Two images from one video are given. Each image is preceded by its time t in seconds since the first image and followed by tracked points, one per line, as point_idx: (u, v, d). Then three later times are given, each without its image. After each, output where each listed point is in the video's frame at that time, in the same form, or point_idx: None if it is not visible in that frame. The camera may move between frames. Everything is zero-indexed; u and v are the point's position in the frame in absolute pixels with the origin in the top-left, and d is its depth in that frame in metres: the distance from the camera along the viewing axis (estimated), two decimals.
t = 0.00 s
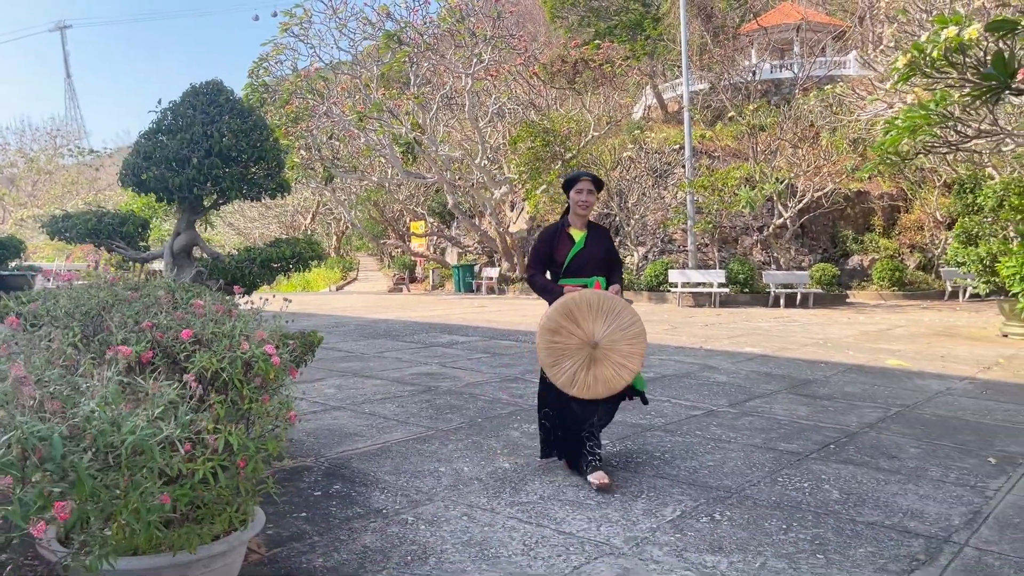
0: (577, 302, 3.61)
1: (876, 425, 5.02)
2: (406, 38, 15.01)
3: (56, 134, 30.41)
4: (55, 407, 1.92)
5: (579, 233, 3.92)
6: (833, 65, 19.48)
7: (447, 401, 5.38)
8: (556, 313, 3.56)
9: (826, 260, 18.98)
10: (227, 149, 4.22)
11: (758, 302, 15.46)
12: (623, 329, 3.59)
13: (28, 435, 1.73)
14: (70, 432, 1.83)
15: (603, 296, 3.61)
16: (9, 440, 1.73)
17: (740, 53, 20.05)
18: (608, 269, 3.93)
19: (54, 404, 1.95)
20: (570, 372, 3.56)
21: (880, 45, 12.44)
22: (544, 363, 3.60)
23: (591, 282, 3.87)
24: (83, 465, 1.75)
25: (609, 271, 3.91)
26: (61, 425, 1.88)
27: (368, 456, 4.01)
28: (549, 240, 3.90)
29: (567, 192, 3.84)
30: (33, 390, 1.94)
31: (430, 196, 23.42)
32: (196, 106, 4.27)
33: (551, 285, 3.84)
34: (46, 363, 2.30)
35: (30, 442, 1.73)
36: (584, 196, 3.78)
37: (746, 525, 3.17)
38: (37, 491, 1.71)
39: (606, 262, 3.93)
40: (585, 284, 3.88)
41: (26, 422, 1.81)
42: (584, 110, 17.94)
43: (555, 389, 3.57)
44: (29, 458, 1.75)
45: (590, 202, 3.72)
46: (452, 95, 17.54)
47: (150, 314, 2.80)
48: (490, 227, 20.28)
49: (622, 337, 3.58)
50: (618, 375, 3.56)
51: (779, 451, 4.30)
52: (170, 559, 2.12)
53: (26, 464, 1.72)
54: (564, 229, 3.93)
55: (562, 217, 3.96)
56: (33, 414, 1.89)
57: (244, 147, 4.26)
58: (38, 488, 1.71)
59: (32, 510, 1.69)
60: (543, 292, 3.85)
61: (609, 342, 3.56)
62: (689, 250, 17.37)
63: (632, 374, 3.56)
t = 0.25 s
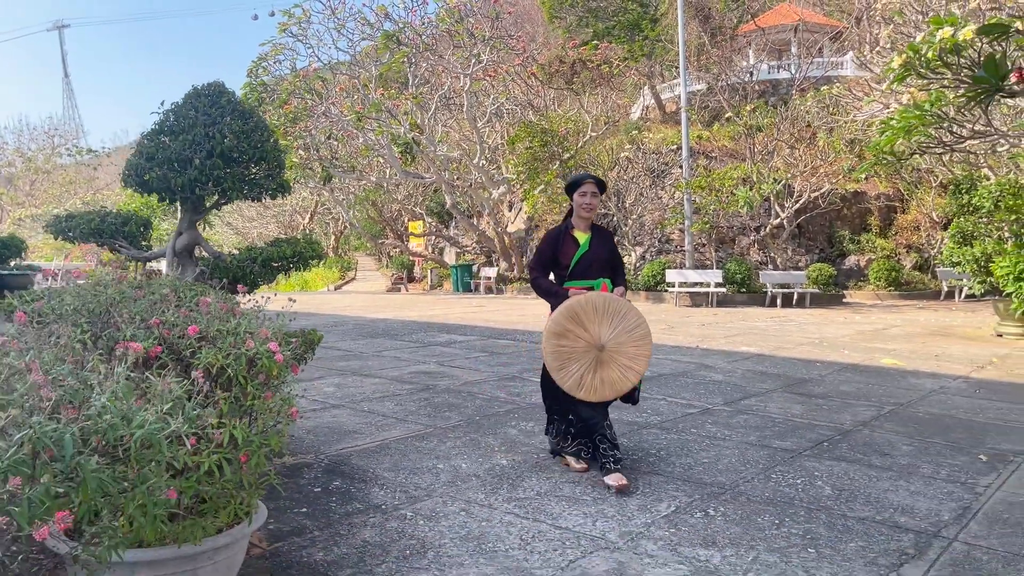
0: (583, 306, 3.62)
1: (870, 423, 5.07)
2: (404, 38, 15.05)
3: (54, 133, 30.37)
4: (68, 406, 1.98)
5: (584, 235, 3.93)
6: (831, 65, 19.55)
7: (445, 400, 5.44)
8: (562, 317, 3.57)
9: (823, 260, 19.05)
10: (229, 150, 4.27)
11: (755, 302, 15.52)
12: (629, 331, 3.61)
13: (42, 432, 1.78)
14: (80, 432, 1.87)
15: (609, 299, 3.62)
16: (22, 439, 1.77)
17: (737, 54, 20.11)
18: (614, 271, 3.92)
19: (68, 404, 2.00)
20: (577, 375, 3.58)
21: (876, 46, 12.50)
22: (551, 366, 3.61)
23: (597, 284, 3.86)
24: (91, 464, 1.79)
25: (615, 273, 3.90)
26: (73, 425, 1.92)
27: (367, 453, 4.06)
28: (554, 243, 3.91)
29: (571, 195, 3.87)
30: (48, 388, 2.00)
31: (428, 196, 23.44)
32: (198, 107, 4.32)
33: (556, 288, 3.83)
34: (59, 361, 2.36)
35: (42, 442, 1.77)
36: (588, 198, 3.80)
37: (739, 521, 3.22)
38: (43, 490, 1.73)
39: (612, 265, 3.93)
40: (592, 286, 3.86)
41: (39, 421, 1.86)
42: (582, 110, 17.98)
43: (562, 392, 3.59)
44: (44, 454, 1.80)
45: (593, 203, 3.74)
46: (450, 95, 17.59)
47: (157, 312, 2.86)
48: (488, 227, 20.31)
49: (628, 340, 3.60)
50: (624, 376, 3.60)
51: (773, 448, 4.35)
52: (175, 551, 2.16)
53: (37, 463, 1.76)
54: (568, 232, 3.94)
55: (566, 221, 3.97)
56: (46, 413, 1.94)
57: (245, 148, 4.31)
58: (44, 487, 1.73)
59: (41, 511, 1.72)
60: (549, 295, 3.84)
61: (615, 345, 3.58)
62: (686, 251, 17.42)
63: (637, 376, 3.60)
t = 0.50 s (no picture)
0: (591, 308, 3.55)
1: (863, 421, 5.13)
2: (402, 39, 15.08)
3: (51, 132, 30.29)
4: (80, 401, 2.03)
5: (588, 236, 3.88)
6: (827, 66, 19.62)
7: (442, 398, 5.49)
8: (572, 319, 3.49)
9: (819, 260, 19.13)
10: (230, 151, 4.32)
11: (752, 301, 15.59)
12: (636, 334, 3.58)
13: (57, 426, 1.83)
14: (92, 428, 1.91)
15: (617, 302, 3.57)
16: (38, 434, 1.81)
17: (734, 55, 20.19)
18: (619, 271, 3.89)
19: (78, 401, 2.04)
20: (585, 379, 3.51)
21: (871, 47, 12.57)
22: (558, 370, 3.53)
23: (605, 285, 3.82)
24: (103, 458, 1.83)
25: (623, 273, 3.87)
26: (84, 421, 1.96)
27: (365, 451, 4.11)
28: (560, 244, 3.82)
29: (573, 196, 3.83)
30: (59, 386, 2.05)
31: (426, 195, 23.47)
32: (200, 109, 4.37)
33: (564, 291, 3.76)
34: (67, 358, 2.40)
35: (57, 437, 1.80)
36: (592, 198, 3.77)
37: (732, 516, 3.28)
38: (58, 485, 1.77)
39: (617, 265, 3.89)
40: (600, 287, 3.81)
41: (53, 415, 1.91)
42: (579, 110, 18.05)
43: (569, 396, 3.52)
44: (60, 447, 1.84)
45: (600, 203, 3.70)
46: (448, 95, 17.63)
47: (161, 309, 2.91)
48: (485, 227, 20.36)
49: (636, 343, 3.57)
50: (631, 380, 3.55)
51: (766, 446, 4.41)
52: (180, 544, 2.21)
53: (52, 458, 1.78)
54: (572, 233, 3.87)
55: (569, 222, 3.92)
56: (59, 407, 2.00)
57: (245, 150, 4.36)
58: (57, 483, 1.75)
59: (56, 505, 1.76)
60: (557, 297, 3.76)
61: (624, 348, 3.54)
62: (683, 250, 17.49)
63: (644, 380, 3.56)
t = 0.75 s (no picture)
0: (600, 307, 3.56)
1: (854, 419, 5.20)
2: (398, 39, 15.10)
3: (46, 131, 30.22)
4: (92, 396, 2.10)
5: (593, 235, 3.88)
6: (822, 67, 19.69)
7: (439, 397, 5.54)
8: (582, 319, 3.50)
9: (813, 260, 19.21)
10: (230, 153, 4.36)
11: (746, 301, 15.66)
12: (642, 334, 3.61)
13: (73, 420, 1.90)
14: (109, 418, 1.99)
15: (625, 302, 3.59)
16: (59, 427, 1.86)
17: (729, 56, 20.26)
18: (623, 270, 3.92)
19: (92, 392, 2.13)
20: (590, 377, 3.54)
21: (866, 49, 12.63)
22: (564, 367, 3.54)
23: (611, 284, 3.84)
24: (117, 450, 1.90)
25: (627, 272, 3.90)
26: (99, 412, 2.05)
27: (363, 449, 4.16)
28: (565, 243, 3.81)
29: (576, 195, 3.83)
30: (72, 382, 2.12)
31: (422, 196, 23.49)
32: (200, 111, 4.41)
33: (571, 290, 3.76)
34: (76, 356, 2.47)
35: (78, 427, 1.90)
36: (597, 197, 3.78)
37: (724, 512, 3.34)
38: (75, 475, 1.85)
39: (621, 264, 3.92)
40: (606, 286, 3.84)
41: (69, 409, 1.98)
42: (575, 111, 18.09)
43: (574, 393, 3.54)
44: (74, 440, 1.91)
45: (606, 202, 3.73)
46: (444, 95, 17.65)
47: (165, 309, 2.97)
48: (482, 227, 20.39)
49: (642, 343, 3.59)
50: (634, 378, 3.60)
51: (759, 444, 4.47)
52: (182, 539, 2.26)
53: (76, 446, 1.90)
54: (576, 232, 3.87)
55: (572, 221, 3.92)
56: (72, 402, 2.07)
57: (245, 151, 4.41)
58: (81, 468, 1.87)
59: (76, 494, 1.83)
60: (564, 297, 3.75)
61: (630, 348, 3.56)
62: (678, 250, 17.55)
63: (646, 379, 3.62)
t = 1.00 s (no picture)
0: (601, 306, 3.53)
1: (843, 418, 5.27)
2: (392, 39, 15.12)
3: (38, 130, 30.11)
4: (97, 393, 2.16)
5: (592, 235, 3.93)
6: (815, 68, 19.79)
7: (433, 396, 5.59)
8: (584, 318, 3.46)
9: (806, 260, 19.32)
10: (227, 155, 4.40)
11: (739, 301, 15.75)
12: (643, 335, 3.58)
13: (80, 415, 1.96)
14: (113, 414, 2.04)
15: (627, 302, 3.57)
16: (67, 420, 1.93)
17: (722, 57, 20.35)
18: (621, 271, 3.97)
19: (95, 388, 2.19)
20: (591, 376, 3.50)
21: (857, 51, 12.72)
22: (565, 367, 3.51)
23: (609, 284, 3.89)
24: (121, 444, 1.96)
25: (625, 273, 3.95)
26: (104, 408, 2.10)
27: (358, 447, 4.21)
28: (565, 243, 3.85)
29: (577, 195, 3.87)
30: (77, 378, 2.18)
31: (416, 195, 23.51)
32: (197, 114, 4.45)
33: (572, 290, 3.81)
34: (79, 355, 2.51)
35: (84, 420, 1.96)
36: (597, 197, 3.82)
37: (714, 509, 3.40)
38: (82, 468, 1.91)
39: (619, 265, 3.97)
40: (605, 286, 3.89)
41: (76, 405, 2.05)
42: (568, 111, 18.14)
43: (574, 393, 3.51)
44: (80, 434, 1.97)
45: (606, 203, 3.77)
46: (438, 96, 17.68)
47: (165, 309, 3.03)
48: (476, 227, 20.43)
49: (643, 343, 3.56)
50: (635, 379, 3.56)
51: (749, 442, 4.53)
52: (182, 534, 2.31)
53: (80, 438, 1.96)
54: (576, 232, 3.91)
55: (572, 221, 3.95)
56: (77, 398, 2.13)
57: (242, 154, 4.45)
58: (86, 460, 1.93)
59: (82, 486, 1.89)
60: (563, 296, 3.80)
61: (631, 348, 3.53)
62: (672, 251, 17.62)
63: (646, 379, 3.58)
